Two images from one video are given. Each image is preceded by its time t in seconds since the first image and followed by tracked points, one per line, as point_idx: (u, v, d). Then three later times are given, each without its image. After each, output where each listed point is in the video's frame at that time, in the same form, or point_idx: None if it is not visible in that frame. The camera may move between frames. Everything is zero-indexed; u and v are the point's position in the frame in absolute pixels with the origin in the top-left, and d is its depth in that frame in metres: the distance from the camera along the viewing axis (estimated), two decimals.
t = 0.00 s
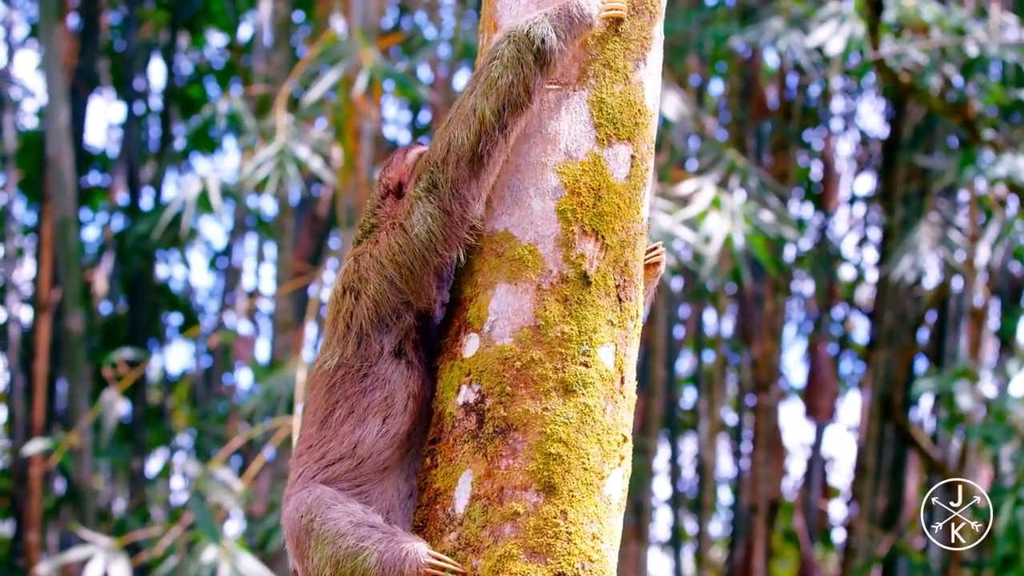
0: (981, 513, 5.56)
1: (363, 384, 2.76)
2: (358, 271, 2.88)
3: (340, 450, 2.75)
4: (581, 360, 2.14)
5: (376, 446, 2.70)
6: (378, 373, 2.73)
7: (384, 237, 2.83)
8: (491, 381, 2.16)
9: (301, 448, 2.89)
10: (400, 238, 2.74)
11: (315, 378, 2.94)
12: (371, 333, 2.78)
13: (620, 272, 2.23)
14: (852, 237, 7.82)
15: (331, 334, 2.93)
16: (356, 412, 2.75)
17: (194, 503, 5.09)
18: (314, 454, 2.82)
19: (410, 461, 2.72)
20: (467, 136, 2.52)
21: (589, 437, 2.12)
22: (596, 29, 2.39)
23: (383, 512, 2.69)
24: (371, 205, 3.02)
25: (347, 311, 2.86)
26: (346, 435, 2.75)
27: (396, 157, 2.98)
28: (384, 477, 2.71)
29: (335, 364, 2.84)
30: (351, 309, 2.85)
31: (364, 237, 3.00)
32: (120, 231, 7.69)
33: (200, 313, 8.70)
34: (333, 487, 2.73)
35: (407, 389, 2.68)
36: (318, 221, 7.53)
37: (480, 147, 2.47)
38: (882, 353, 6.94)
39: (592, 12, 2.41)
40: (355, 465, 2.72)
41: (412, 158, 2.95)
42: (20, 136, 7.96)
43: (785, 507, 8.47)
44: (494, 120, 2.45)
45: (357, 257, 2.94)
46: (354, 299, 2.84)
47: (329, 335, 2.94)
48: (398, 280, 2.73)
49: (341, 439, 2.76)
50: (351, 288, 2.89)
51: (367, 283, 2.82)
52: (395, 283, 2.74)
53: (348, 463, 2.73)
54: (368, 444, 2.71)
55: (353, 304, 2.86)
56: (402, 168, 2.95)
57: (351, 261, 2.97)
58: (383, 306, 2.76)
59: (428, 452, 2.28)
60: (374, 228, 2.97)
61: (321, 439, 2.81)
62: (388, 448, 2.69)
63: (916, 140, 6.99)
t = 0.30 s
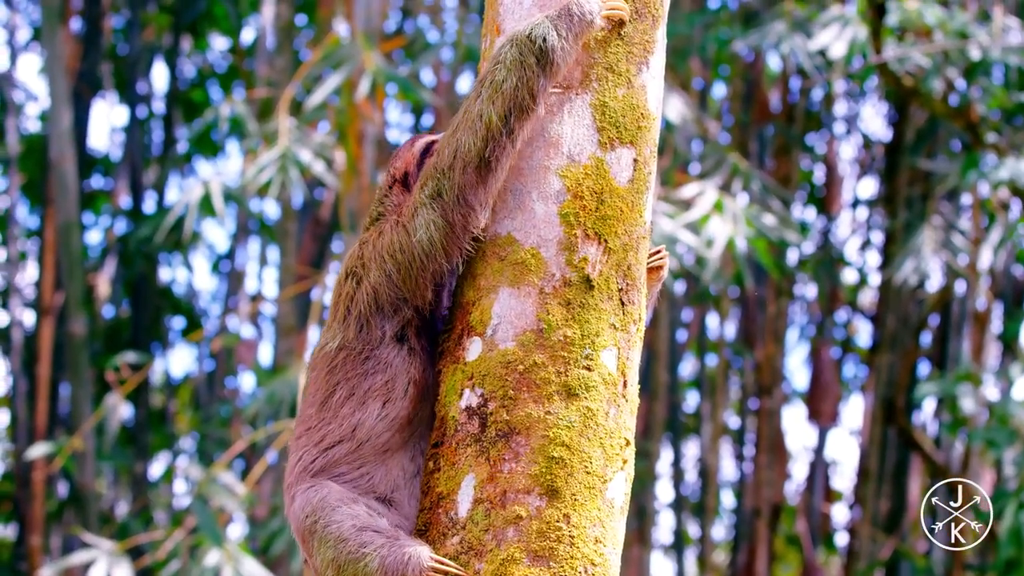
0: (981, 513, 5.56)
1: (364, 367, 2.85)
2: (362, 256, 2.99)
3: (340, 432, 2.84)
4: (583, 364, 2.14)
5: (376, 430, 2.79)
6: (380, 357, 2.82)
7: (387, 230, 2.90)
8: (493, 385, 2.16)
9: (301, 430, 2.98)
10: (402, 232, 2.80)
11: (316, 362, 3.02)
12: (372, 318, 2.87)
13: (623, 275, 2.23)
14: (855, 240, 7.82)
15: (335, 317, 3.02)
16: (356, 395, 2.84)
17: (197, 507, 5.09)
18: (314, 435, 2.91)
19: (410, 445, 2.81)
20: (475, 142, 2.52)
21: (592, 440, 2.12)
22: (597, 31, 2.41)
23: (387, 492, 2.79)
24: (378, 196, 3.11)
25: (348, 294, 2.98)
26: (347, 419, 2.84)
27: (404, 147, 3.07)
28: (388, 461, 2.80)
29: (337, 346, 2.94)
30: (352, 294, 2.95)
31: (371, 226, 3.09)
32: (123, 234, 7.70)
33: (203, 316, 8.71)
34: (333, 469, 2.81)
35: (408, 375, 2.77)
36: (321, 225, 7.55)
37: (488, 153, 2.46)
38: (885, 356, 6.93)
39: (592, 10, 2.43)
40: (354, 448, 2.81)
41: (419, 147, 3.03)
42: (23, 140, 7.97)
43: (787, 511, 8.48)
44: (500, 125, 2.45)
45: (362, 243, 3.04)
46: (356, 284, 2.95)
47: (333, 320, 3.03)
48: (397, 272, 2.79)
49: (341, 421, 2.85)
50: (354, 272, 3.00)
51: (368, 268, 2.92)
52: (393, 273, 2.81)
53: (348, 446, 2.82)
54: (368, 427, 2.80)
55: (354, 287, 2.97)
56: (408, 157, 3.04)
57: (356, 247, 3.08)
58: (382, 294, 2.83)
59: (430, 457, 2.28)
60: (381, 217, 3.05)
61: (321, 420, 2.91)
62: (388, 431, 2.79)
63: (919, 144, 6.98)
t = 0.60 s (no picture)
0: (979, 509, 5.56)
1: (365, 351, 2.88)
2: (368, 243, 3.03)
3: (340, 416, 2.86)
4: (585, 371, 2.15)
5: (376, 414, 2.81)
6: (381, 342, 2.85)
7: (392, 225, 2.93)
8: (495, 393, 2.16)
9: (302, 412, 3.03)
10: (404, 226, 2.83)
11: (318, 346, 3.07)
12: (373, 303, 2.92)
13: (625, 282, 2.23)
14: (856, 247, 7.83)
15: (337, 303, 3.07)
16: (356, 378, 2.87)
17: (198, 514, 5.09)
18: (315, 420, 2.95)
19: (412, 431, 2.83)
20: (478, 151, 2.54)
21: (594, 447, 2.13)
22: (598, 37, 2.39)
23: (389, 478, 2.80)
24: (390, 186, 3.14)
25: (352, 280, 3.03)
26: (347, 401, 2.87)
27: (415, 140, 3.11)
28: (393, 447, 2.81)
29: (339, 329, 2.98)
30: (354, 279, 3.02)
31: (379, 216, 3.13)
32: (125, 241, 7.71)
33: (205, 324, 8.72)
34: (334, 454, 2.84)
35: (409, 360, 2.80)
36: (322, 231, 7.57)
37: (492, 162, 2.48)
38: (887, 363, 6.93)
39: (594, 16, 2.41)
40: (354, 432, 2.83)
41: (431, 139, 3.06)
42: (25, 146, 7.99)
43: (789, 518, 8.49)
44: (505, 133, 2.48)
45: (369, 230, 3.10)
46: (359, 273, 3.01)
47: (336, 306, 3.07)
48: (399, 268, 2.82)
49: (341, 404, 2.88)
50: (358, 258, 3.06)
51: (372, 255, 2.97)
52: (394, 267, 2.84)
53: (348, 430, 2.84)
54: (368, 411, 2.83)
55: (358, 273, 3.03)
56: (419, 150, 3.07)
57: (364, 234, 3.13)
58: (383, 283, 2.89)
59: (431, 464, 2.28)
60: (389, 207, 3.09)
61: (322, 402, 2.95)
62: (387, 415, 2.81)
63: (920, 151, 6.99)
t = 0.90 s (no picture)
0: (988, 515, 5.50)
1: (369, 341, 2.92)
2: (373, 238, 3.07)
3: (343, 403, 2.89)
4: (586, 383, 2.15)
5: (379, 401, 2.85)
6: (387, 332, 2.89)
7: (398, 223, 2.96)
8: (496, 405, 2.17)
9: (307, 401, 3.05)
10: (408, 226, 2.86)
11: (322, 337, 3.11)
12: (377, 296, 2.96)
13: (626, 294, 2.24)
14: (857, 258, 7.84)
15: (342, 295, 3.12)
16: (361, 366, 2.91)
17: (199, 526, 5.09)
18: (319, 409, 2.97)
19: (418, 418, 2.85)
20: (482, 165, 2.55)
21: (595, 459, 2.13)
22: (598, 49, 2.39)
23: (397, 470, 2.81)
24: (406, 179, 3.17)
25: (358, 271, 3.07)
26: (353, 389, 2.90)
27: (435, 134, 3.14)
28: (399, 437, 2.83)
29: (344, 319, 3.02)
30: (359, 273, 3.06)
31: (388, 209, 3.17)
32: (126, 252, 7.73)
33: (206, 335, 8.73)
34: (337, 440, 2.86)
35: (414, 350, 2.84)
36: (323, 242, 7.59)
37: (496, 176, 2.49)
38: (888, 374, 6.93)
39: (594, 27, 2.40)
40: (357, 418, 2.86)
41: (449, 136, 3.09)
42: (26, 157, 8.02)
43: (790, 528, 8.49)
44: (508, 147, 2.48)
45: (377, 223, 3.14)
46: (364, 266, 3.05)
47: (342, 297, 3.11)
48: (401, 269, 2.85)
49: (344, 392, 2.91)
50: (363, 253, 3.10)
51: (376, 250, 3.01)
52: (397, 266, 2.87)
53: (351, 418, 2.86)
54: (371, 398, 2.87)
55: (363, 267, 3.07)
56: (437, 145, 3.10)
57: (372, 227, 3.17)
58: (387, 281, 2.93)
59: (434, 474, 2.29)
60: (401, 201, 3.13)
61: (325, 390, 2.98)
62: (390, 402, 2.84)
63: (921, 162, 7.00)
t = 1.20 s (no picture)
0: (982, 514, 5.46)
1: (375, 334, 2.98)
2: (375, 236, 3.10)
3: (353, 395, 2.96)
4: (587, 396, 2.16)
5: (386, 391, 2.91)
6: (391, 325, 2.94)
7: (402, 223, 2.98)
8: (496, 418, 2.18)
9: (319, 395, 3.12)
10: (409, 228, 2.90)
11: (332, 332, 3.17)
12: (378, 294, 3.01)
13: (626, 307, 2.25)
14: (858, 270, 7.85)
15: (347, 290, 3.17)
16: (368, 357, 2.97)
17: (199, 538, 5.09)
18: (331, 401, 3.03)
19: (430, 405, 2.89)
20: (485, 180, 2.55)
21: (595, 472, 2.14)
22: (599, 62, 2.37)
23: (412, 463, 2.86)
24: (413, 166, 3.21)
25: (360, 268, 3.11)
26: (363, 380, 2.96)
27: (437, 124, 3.19)
28: (410, 428, 2.86)
29: (349, 316, 3.07)
30: (362, 271, 3.10)
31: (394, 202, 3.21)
32: (126, 265, 7.75)
33: (206, 347, 8.74)
34: (350, 429, 2.93)
35: (420, 340, 2.88)
36: (324, 255, 7.60)
37: (499, 192, 2.49)
38: (888, 387, 6.93)
39: (595, 40, 2.38)
40: (367, 409, 2.93)
41: (452, 124, 3.14)
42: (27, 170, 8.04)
43: (790, 541, 8.48)
44: (511, 162, 2.48)
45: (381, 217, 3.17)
46: (366, 263, 3.09)
47: (348, 291, 3.16)
48: (402, 272, 2.88)
49: (353, 384, 2.98)
50: (365, 250, 3.14)
51: (378, 247, 3.04)
52: (398, 267, 2.90)
53: (362, 409, 2.94)
54: (379, 389, 2.92)
55: (365, 264, 3.12)
56: (442, 134, 3.14)
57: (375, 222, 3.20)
58: (387, 281, 2.97)
59: (434, 487, 2.30)
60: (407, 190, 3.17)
61: (336, 382, 3.03)
62: (398, 391, 2.90)
63: (921, 175, 7.02)
